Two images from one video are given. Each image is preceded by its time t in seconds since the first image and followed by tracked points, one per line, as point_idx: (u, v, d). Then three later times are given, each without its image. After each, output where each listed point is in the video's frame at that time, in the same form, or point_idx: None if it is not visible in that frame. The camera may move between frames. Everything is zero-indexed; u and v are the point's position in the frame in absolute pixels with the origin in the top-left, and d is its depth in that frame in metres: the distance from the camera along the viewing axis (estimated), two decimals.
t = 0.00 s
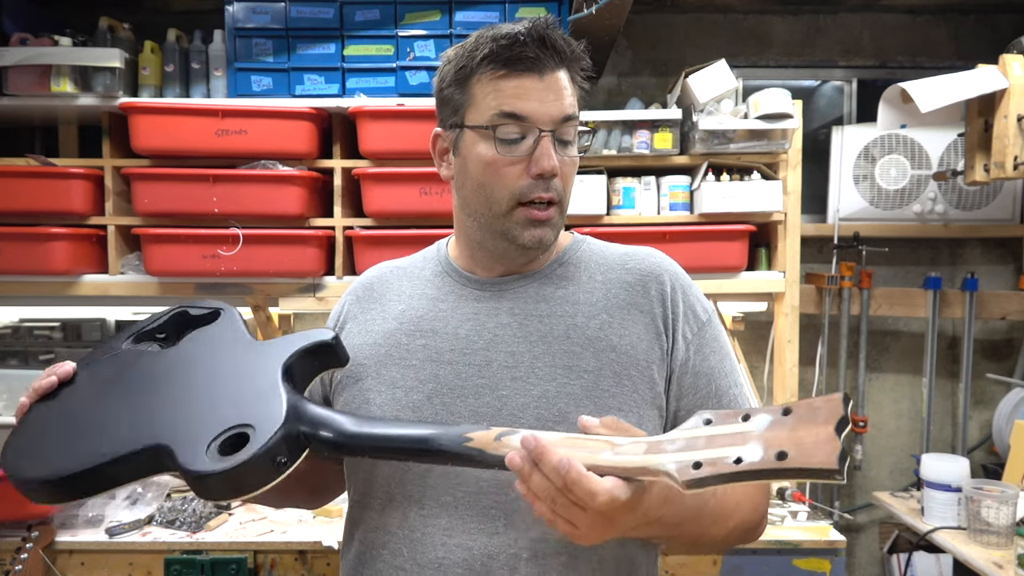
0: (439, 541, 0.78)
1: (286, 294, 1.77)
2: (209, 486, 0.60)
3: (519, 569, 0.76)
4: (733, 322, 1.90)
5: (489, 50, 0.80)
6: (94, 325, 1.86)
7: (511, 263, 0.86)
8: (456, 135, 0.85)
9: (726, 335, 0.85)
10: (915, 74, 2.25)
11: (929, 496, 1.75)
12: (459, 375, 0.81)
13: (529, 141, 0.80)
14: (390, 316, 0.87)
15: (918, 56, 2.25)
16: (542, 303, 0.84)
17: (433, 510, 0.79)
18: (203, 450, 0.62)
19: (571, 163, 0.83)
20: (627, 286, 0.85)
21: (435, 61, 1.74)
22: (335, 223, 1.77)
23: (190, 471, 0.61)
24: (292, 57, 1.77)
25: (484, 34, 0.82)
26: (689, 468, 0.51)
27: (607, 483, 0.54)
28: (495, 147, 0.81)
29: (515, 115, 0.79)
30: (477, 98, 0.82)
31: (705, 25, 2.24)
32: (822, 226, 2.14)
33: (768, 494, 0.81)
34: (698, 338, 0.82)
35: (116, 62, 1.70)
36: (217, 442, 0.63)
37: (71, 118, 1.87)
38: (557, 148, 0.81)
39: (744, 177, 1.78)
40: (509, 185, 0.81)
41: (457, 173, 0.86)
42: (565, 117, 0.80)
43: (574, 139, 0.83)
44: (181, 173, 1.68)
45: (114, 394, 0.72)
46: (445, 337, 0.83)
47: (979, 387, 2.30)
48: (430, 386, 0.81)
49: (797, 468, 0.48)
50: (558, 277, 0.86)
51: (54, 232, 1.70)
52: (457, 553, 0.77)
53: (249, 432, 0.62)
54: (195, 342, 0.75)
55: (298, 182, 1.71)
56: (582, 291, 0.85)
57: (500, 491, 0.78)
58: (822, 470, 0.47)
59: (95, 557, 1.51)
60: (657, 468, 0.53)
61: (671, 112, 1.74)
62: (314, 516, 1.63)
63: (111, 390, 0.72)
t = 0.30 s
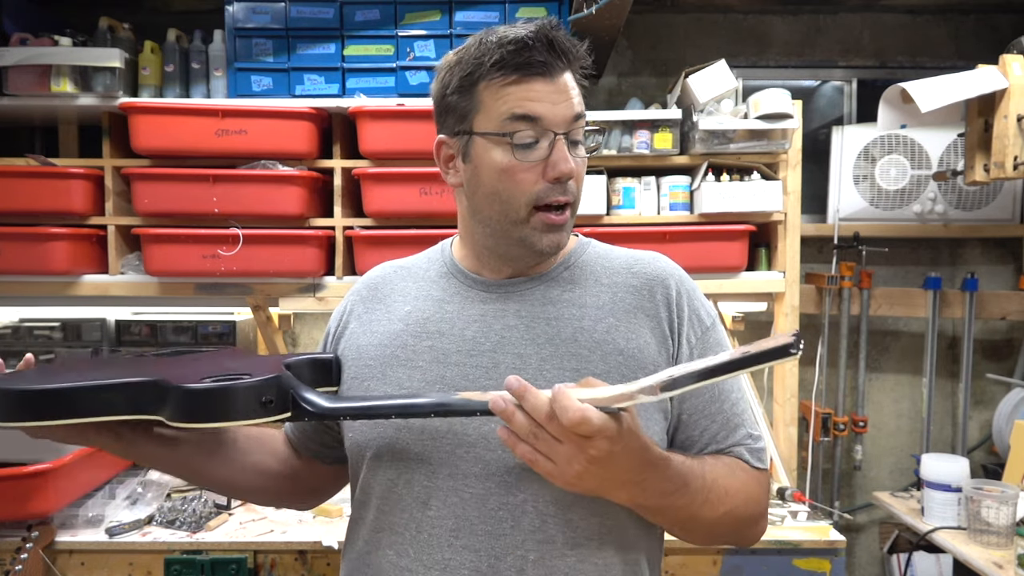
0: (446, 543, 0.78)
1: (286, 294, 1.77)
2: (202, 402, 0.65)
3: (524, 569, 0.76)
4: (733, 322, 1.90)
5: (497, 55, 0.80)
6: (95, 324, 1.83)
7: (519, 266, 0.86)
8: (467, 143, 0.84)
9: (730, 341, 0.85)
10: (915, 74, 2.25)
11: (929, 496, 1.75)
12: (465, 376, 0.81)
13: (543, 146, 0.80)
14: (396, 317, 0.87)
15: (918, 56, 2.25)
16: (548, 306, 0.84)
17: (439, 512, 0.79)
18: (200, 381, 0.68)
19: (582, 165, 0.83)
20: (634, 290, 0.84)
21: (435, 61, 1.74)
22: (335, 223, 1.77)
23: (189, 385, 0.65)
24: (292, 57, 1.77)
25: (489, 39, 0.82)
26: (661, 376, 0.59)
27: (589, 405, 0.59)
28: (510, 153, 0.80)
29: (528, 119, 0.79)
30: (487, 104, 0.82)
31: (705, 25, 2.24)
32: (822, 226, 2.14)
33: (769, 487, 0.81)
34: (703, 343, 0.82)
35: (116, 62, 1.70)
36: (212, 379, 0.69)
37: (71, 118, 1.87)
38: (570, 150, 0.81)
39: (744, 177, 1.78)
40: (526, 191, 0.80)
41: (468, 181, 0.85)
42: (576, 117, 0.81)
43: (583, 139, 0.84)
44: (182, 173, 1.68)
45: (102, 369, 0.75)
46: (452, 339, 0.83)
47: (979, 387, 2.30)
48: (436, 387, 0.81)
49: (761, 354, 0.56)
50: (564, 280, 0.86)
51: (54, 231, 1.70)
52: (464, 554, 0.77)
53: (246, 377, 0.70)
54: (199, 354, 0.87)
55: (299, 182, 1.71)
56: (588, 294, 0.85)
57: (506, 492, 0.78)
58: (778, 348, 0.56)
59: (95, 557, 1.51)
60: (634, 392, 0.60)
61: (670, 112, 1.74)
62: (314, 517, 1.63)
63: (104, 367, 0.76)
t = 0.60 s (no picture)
0: (447, 543, 0.78)
1: (286, 294, 1.77)
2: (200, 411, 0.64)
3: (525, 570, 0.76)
4: (733, 322, 1.90)
5: (518, 55, 0.80)
6: (95, 324, 1.83)
7: (526, 267, 0.86)
8: (482, 141, 0.84)
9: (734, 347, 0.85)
10: (915, 74, 2.25)
11: (929, 496, 1.75)
12: (469, 378, 0.81)
13: (559, 146, 0.80)
14: (400, 317, 0.87)
15: (918, 56, 2.25)
16: (552, 309, 0.84)
17: (440, 512, 0.79)
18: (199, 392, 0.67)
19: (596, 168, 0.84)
20: (639, 294, 0.84)
21: (435, 61, 1.74)
22: (335, 223, 1.77)
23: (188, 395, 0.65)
24: (292, 57, 1.77)
25: (507, 39, 0.82)
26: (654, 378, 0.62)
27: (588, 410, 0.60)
28: (526, 153, 0.80)
29: (545, 118, 0.80)
30: (504, 102, 0.82)
31: (705, 25, 2.24)
32: (822, 226, 2.14)
33: (769, 490, 0.81)
34: (707, 349, 0.82)
35: (116, 62, 1.70)
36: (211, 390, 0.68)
37: (71, 118, 1.87)
38: (584, 152, 0.82)
39: (744, 177, 1.78)
40: (541, 192, 0.80)
41: (481, 180, 0.85)
42: (591, 120, 0.81)
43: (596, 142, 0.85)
44: (181, 173, 1.68)
45: (99, 385, 0.76)
46: (455, 340, 0.83)
47: (979, 387, 2.30)
48: (441, 389, 0.81)
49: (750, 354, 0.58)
50: (568, 283, 0.86)
51: (54, 232, 1.70)
52: (465, 556, 0.77)
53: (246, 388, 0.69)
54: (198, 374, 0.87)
55: (298, 182, 1.71)
56: (593, 297, 0.85)
57: (508, 495, 0.78)
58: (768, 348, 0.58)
59: (95, 558, 1.51)
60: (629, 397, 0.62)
61: (670, 112, 1.74)
62: (314, 517, 1.63)
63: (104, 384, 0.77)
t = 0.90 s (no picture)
0: (447, 545, 0.78)
1: (286, 294, 1.77)
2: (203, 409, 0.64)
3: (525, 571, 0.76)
4: (733, 322, 1.90)
5: (521, 53, 0.81)
6: (95, 324, 1.83)
7: (527, 267, 0.86)
8: (484, 139, 0.84)
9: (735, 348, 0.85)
10: (915, 74, 2.25)
11: (929, 496, 1.75)
12: (469, 379, 0.81)
13: (561, 145, 0.80)
14: (401, 317, 0.87)
15: (918, 56, 2.25)
16: (553, 310, 0.84)
17: (441, 513, 0.79)
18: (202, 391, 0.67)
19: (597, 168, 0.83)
20: (640, 295, 0.84)
21: (435, 61, 1.74)
22: (335, 223, 1.77)
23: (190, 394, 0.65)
24: (292, 57, 1.77)
25: (512, 38, 0.83)
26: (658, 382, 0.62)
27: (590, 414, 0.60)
28: (528, 151, 0.80)
29: (548, 117, 0.80)
30: (506, 100, 0.82)
31: (705, 25, 2.24)
32: (822, 226, 2.14)
33: (770, 492, 0.81)
34: (708, 350, 0.82)
35: (116, 62, 1.70)
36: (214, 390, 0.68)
37: (71, 118, 1.87)
38: (586, 152, 0.81)
39: (744, 177, 1.78)
40: (542, 190, 0.80)
41: (483, 178, 0.84)
42: (594, 119, 0.81)
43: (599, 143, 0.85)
44: (181, 173, 1.68)
45: (101, 383, 0.76)
46: (456, 341, 0.83)
47: (978, 387, 2.30)
48: (441, 389, 0.81)
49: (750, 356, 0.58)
50: (570, 284, 0.86)
51: (54, 232, 1.70)
52: (465, 556, 0.77)
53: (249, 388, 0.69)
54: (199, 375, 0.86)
55: (298, 182, 1.71)
56: (594, 298, 0.85)
57: (508, 496, 0.78)
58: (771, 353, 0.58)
59: (95, 558, 1.51)
60: (630, 400, 0.62)
61: (670, 112, 1.74)
62: (314, 517, 1.63)
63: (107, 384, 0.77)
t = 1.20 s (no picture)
0: (446, 545, 0.78)
1: (286, 295, 1.77)
2: (199, 485, 0.60)
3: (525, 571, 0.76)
4: (733, 322, 1.90)
5: (508, 42, 0.82)
6: (95, 324, 1.83)
7: (525, 264, 0.86)
8: (474, 129, 0.85)
9: (735, 350, 0.85)
10: (915, 74, 2.25)
11: (929, 496, 1.75)
12: (469, 379, 0.81)
13: (542, 132, 0.81)
14: (402, 317, 0.87)
15: (918, 56, 2.25)
16: (553, 310, 0.84)
17: (440, 514, 0.79)
18: (193, 453, 0.63)
19: (585, 158, 0.83)
20: (639, 295, 0.84)
21: (435, 61, 1.74)
22: (335, 223, 1.77)
23: (182, 468, 0.61)
24: (292, 57, 1.77)
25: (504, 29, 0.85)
26: (666, 463, 0.53)
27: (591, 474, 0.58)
28: (509, 137, 0.81)
29: (531, 104, 0.81)
30: (494, 89, 0.84)
31: (705, 25, 2.24)
32: (822, 226, 2.14)
33: (771, 497, 0.81)
34: (707, 351, 0.82)
35: (116, 62, 1.70)
36: (206, 445, 0.63)
37: (71, 118, 1.87)
38: (570, 141, 0.82)
39: (744, 177, 1.78)
40: (521, 175, 0.80)
41: (471, 167, 0.86)
42: (580, 108, 0.81)
43: (589, 134, 0.84)
44: (181, 173, 1.68)
45: (92, 409, 0.72)
46: (456, 341, 0.83)
47: (979, 387, 2.30)
48: (441, 389, 0.81)
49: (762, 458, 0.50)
50: (570, 284, 0.86)
51: (54, 232, 1.70)
52: (464, 557, 0.77)
53: (242, 434, 0.64)
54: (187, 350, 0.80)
55: (298, 182, 1.71)
56: (594, 298, 0.85)
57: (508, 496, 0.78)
58: (790, 457, 0.49)
59: (95, 557, 1.51)
60: (631, 464, 0.56)
61: (670, 112, 1.74)
62: (314, 517, 1.63)
63: (98, 401, 0.73)
